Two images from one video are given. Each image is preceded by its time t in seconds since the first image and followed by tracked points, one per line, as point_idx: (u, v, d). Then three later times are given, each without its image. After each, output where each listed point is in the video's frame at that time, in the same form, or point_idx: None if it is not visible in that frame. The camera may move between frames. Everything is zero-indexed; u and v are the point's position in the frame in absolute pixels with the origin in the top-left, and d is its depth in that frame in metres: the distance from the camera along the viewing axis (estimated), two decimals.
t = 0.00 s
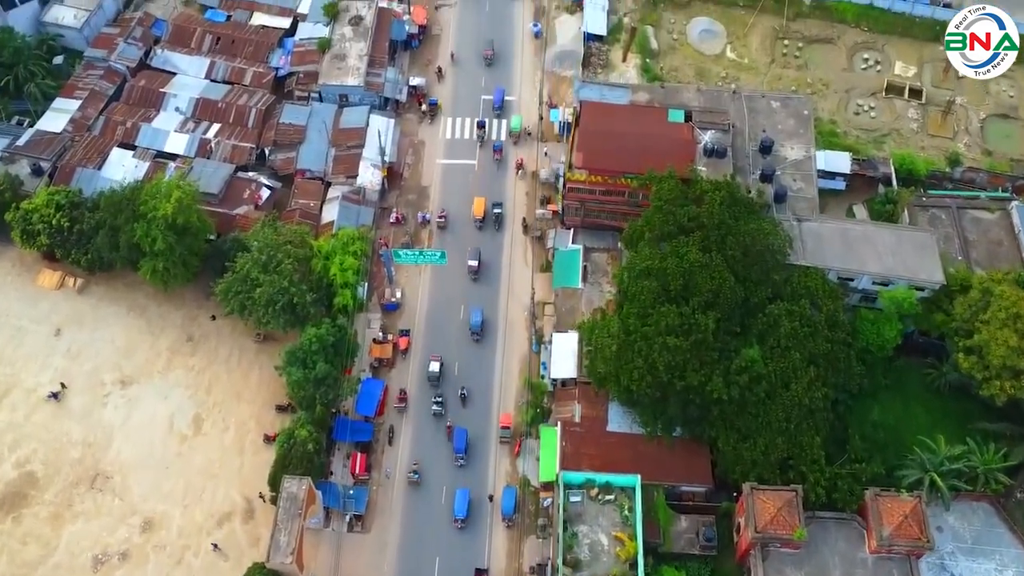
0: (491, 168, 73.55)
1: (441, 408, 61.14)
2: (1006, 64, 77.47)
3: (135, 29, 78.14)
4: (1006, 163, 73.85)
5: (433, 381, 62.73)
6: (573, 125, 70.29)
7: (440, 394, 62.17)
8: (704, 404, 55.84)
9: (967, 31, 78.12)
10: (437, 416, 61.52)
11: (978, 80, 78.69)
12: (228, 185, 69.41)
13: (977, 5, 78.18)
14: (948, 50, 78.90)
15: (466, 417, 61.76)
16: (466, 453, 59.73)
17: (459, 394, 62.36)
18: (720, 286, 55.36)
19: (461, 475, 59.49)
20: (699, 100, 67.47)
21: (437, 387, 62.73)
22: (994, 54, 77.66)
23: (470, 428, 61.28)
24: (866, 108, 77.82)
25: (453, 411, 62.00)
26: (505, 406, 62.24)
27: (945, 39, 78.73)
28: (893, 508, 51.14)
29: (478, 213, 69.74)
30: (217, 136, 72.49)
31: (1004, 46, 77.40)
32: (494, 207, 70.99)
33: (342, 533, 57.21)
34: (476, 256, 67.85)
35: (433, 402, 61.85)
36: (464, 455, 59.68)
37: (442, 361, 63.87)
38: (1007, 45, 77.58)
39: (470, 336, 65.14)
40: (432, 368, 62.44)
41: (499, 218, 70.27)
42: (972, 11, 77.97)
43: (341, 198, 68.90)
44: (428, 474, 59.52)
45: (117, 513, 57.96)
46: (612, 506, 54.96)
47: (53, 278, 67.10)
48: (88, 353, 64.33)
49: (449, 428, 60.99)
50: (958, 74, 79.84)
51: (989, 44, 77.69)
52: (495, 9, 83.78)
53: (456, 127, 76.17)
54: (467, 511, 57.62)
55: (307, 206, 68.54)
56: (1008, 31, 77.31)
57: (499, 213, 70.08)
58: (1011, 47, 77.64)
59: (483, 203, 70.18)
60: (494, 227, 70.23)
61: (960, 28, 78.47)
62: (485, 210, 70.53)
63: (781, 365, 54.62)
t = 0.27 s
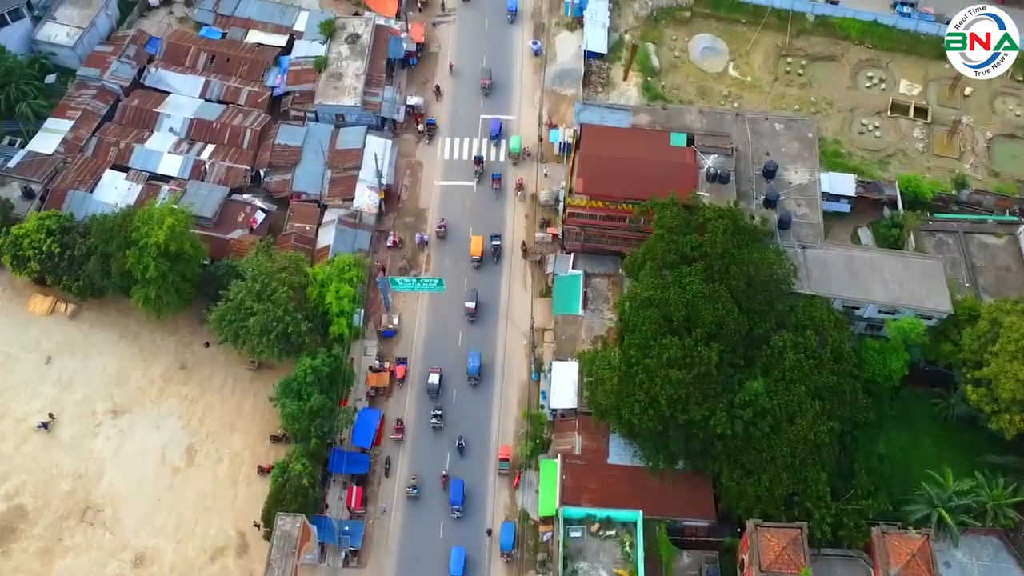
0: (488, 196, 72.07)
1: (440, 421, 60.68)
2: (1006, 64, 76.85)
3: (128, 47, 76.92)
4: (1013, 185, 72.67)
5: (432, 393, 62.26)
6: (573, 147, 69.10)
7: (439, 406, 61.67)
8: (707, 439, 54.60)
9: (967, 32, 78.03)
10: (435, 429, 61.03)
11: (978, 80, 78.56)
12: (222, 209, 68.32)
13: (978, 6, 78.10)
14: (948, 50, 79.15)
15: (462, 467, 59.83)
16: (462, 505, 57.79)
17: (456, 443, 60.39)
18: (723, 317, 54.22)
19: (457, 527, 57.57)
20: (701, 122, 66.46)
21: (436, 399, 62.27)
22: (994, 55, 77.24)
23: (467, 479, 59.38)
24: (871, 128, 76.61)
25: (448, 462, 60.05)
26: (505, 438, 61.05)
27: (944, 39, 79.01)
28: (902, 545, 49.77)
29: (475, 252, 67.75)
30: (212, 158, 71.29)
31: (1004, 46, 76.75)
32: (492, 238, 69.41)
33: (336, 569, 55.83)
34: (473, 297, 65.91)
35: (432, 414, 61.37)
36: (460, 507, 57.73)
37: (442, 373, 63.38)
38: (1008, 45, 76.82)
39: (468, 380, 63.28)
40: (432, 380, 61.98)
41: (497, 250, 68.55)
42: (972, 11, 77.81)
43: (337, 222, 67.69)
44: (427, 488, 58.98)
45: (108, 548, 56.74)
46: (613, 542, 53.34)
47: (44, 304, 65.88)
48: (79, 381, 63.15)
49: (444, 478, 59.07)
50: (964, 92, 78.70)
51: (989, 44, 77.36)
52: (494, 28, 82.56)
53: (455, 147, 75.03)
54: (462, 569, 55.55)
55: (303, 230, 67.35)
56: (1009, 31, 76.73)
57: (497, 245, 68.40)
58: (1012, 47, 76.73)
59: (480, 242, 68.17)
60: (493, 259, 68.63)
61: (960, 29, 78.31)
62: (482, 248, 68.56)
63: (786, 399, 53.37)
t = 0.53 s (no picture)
0: (487, 215, 71.09)
1: (439, 431, 60.32)
2: (1007, 64, 76.70)
3: (123, 62, 75.97)
4: (1019, 202, 71.78)
5: (431, 402, 61.97)
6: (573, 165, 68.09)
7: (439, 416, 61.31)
8: (710, 467, 53.59)
9: (966, 32, 77.84)
10: (434, 439, 60.70)
11: (979, 80, 78.52)
12: (218, 227, 67.31)
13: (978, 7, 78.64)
14: (948, 50, 78.62)
15: (459, 510, 58.34)
16: (459, 549, 56.33)
17: (454, 485, 58.88)
18: (726, 343, 53.27)
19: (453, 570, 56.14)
20: (703, 140, 65.54)
21: (436, 408, 61.96)
22: (994, 54, 77.17)
23: (464, 521, 57.93)
24: (875, 143, 75.69)
25: (445, 504, 58.54)
26: (504, 462, 60.16)
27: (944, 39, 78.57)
28: None
29: (473, 286, 66.21)
30: (207, 175, 70.31)
31: (1004, 46, 76.75)
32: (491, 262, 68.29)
33: None
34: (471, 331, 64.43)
35: (432, 424, 61.02)
36: (457, 550, 56.30)
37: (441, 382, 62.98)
38: (1008, 45, 76.87)
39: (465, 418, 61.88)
40: (432, 391, 61.53)
41: (496, 275, 67.36)
42: (972, 12, 78.23)
43: (334, 241, 66.77)
44: (425, 498, 58.70)
45: None
46: (613, 571, 52.30)
47: (36, 324, 64.94)
48: (72, 404, 62.22)
49: (440, 520, 57.60)
50: (968, 107, 77.85)
51: (989, 44, 77.43)
52: (493, 42, 81.53)
53: (453, 163, 74.12)
54: None
55: (299, 249, 66.43)
56: (1008, 31, 77.04)
57: (497, 270, 67.21)
58: (1012, 47, 76.72)
59: (478, 275, 66.64)
60: (491, 285, 67.43)
61: (960, 29, 78.23)
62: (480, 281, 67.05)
63: (790, 426, 52.37)
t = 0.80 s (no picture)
0: (485, 236, 70.07)
1: (439, 443, 59.90)
2: (1007, 64, 76.21)
3: (117, 79, 74.93)
4: None
5: (430, 414, 61.58)
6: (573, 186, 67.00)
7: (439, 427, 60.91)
8: (712, 500, 52.35)
9: (967, 31, 77.18)
10: (433, 451, 60.28)
11: (977, 79, 78.03)
12: (212, 250, 66.27)
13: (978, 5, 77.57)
14: (948, 50, 78.02)
15: (456, 561, 56.43)
16: None
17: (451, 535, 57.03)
18: (729, 374, 52.22)
19: None
20: (705, 162, 64.44)
21: (436, 420, 61.55)
22: (994, 55, 76.67)
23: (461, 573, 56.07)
24: (879, 162, 74.62)
25: (441, 553, 56.69)
26: (502, 492, 59.12)
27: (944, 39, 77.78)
28: None
29: (470, 324, 64.55)
30: (202, 196, 69.24)
31: (1004, 46, 76.25)
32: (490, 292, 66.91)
33: None
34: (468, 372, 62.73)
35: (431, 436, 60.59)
36: None
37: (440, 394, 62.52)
38: (1008, 45, 76.39)
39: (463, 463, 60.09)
40: (432, 401, 61.07)
41: (496, 306, 65.94)
42: (972, 11, 77.16)
43: (331, 263, 65.71)
44: (423, 511, 58.22)
45: None
46: None
47: (28, 349, 63.89)
48: (64, 431, 61.19)
49: (436, 569, 55.72)
50: (974, 124, 76.84)
51: (989, 44, 76.83)
52: (492, 59, 80.55)
53: (452, 183, 73.10)
54: None
55: (295, 271, 65.37)
56: (1009, 31, 76.46)
57: (495, 300, 65.83)
58: (1012, 47, 76.24)
59: (475, 314, 65.01)
60: (489, 316, 66.03)
61: (960, 29, 77.42)
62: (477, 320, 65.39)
63: (794, 458, 51.27)
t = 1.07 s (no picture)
0: (484, 261, 68.89)
1: (438, 458, 59.36)
2: (1007, 63, 77.32)
3: (109, 99, 73.68)
4: None
5: (430, 429, 61.06)
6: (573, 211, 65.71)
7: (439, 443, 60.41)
8: (715, 539, 51.08)
9: (967, 32, 77.82)
10: (433, 466, 59.81)
11: (978, 80, 77.99)
12: (206, 275, 65.14)
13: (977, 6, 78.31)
14: (948, 50, 78.33)
15: None
16: None
17: None
18: (732, 410, 51.05)
19: None
20: (708, 187, 63.22)
21: (436, 434, 61.04)
22: (995, 54, 77.63)
23: None
24: (884, 183, 73.43)
25: None
26: (500, 528, 57.87)
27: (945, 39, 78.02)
28: None
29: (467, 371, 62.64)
30: (195, 220, 67.98)
31: (1004, 46, 77.45)
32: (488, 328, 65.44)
33: None
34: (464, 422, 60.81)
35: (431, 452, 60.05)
36: None
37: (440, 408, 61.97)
38: (1008, 45, 77.78)
39: (458, 516, 58.18)
40: (431, 414, 60.57)
41: (493, 342, 64.53)
42: (972, 11, 77.76)
43: (326, 289, 64.46)
44: (422, 529, 57.58)
45: None
46: None
47: (17, 378, 62.64)
48: (54, 464, 59.99)
49: None
50: (980, 144, 75.70)
51: (989, 44, 77.71)
52: (490, 78, 79.39)
53: (450, 206, 71.92)
54: None
55: (290, 298, 64.15)
56: (1008, 31, 77.81)
57: (493, 337, 64.37)
58: (1012, 47, 77.69)
59: (472, 361, 63.11)
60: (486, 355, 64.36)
61: (960, 29, 78.05)
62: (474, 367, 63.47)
63: (800, 496, 50.02)
